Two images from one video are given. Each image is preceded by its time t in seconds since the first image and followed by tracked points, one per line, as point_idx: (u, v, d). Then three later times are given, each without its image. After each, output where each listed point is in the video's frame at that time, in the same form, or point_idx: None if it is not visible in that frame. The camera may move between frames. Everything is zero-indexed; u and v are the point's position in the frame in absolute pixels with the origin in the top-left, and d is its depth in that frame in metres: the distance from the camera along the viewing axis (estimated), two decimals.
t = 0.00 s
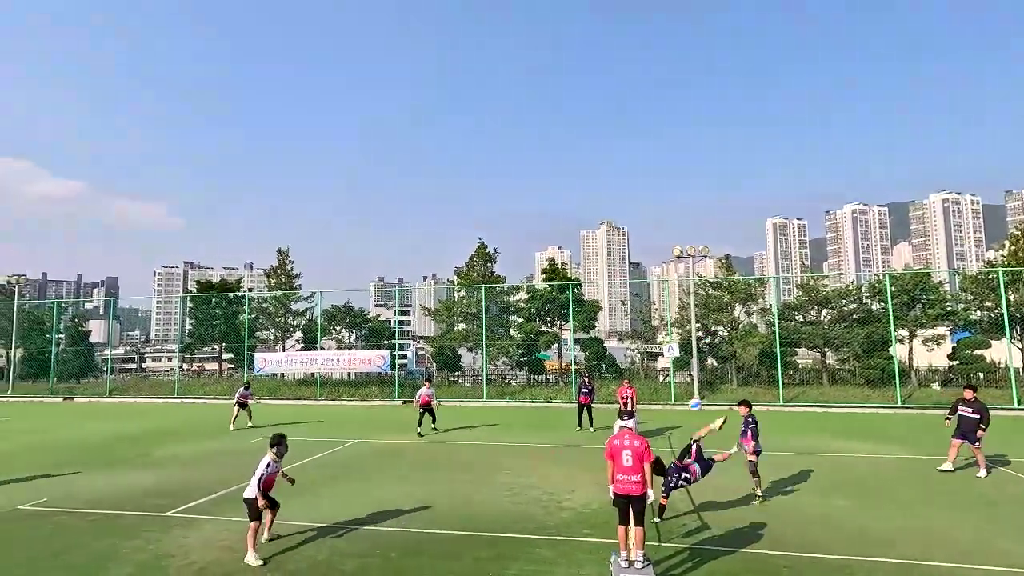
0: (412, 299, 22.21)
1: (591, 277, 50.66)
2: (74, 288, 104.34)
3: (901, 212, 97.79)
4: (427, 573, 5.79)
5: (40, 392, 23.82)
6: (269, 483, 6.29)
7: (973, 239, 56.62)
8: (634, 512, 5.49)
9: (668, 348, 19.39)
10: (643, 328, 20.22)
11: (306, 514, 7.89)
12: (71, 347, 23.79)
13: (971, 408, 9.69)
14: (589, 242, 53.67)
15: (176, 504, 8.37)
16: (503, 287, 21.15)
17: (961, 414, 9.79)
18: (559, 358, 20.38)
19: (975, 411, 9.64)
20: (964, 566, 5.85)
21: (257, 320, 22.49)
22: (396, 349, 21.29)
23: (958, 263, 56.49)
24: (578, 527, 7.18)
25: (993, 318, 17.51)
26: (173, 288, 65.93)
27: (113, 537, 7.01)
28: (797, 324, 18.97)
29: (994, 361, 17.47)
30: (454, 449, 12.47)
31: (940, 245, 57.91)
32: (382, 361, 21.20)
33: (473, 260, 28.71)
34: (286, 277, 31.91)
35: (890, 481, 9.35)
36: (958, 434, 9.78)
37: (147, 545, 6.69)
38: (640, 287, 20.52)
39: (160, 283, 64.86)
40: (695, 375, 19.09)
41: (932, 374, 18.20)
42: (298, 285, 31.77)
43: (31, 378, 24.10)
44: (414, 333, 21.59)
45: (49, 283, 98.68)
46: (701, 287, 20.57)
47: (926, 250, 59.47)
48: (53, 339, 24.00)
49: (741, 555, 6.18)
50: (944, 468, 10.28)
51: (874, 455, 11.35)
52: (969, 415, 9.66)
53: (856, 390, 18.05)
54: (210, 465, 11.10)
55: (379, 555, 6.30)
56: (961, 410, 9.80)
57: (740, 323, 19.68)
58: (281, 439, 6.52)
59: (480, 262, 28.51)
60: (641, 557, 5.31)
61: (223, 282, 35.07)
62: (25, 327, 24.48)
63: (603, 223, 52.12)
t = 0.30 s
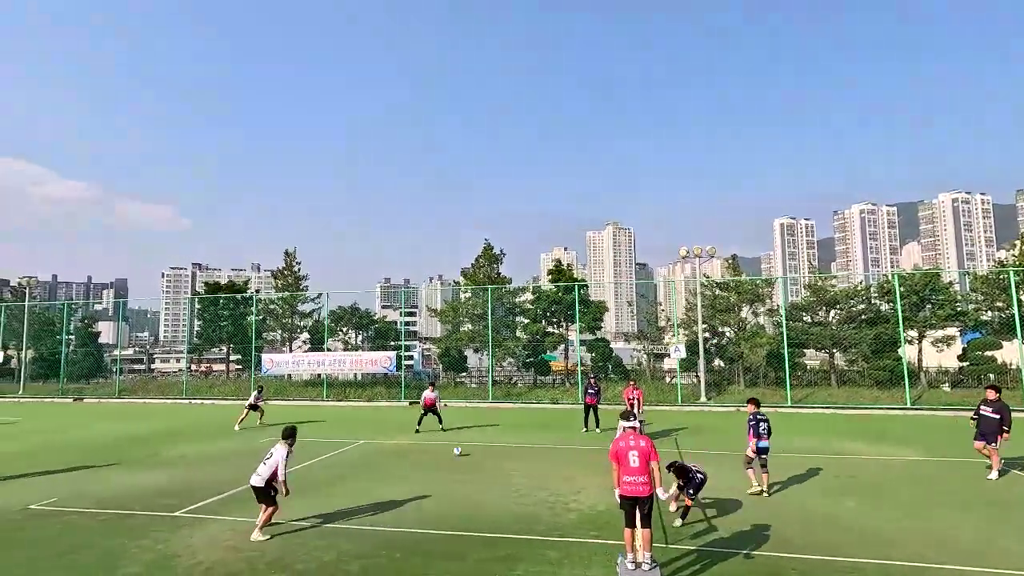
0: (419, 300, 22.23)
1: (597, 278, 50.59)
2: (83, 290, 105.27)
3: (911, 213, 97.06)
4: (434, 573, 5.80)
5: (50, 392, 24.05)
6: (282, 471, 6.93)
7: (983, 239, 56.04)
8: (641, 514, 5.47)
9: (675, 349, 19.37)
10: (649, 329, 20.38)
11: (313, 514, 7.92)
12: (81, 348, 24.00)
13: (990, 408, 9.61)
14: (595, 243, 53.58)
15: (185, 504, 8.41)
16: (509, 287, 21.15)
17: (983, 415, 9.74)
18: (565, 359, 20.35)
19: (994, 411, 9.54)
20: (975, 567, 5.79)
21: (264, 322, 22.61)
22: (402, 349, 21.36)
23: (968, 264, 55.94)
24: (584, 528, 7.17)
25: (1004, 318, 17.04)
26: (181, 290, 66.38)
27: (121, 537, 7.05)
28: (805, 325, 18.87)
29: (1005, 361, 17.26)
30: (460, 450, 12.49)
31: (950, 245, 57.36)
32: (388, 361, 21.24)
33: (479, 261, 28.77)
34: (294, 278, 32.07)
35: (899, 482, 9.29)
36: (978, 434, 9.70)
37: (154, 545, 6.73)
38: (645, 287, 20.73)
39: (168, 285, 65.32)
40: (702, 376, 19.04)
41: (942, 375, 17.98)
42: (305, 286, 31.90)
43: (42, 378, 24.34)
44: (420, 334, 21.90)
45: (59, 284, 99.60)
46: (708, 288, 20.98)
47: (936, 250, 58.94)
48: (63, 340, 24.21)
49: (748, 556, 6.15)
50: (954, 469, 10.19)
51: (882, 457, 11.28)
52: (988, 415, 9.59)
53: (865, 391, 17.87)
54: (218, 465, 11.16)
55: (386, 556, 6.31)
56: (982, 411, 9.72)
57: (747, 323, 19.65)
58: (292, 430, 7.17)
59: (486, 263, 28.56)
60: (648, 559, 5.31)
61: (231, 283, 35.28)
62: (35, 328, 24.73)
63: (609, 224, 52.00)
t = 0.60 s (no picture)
0: (422, 300, 22.13)
1: (600, 279, 50.59)
2: (87, 291, 105.75)
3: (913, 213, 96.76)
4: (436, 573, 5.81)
5: (55, 393, 24.17)
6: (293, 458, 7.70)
7: (988, 239, 55.80)
8: (643, 515, 5.46)
9: (679, 350, 19.35)
10: (652, 330, 20.17)
11: (316, 514, 7.94)
12: (85, 348, 24.09)
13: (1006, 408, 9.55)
14: (598, 243, 53.55)
15: (187, 505, 8.43)
16: (512, 288, 21.15)
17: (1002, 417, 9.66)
18: (568, 359, 20.35)
19: (1011, 412, 9.48)
20: (981, 567, 5.77)
21: (267, 322, 22.68)
22: (405, 350, 21.38)
23: (973, 264, 55.65)
24: (587, 528, 7.16)
25: (1009, 318, 17.13)
26: (185, 291, 66.63)
27: (125, 536, 7.06)
28: (809, 325, 18.81)
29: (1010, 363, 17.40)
30: (463, 450, 12.50)
31: (954, 245, 57.10)
32: (391, 362, 21.26)
33: (482, 262, 28.79)
34: (297, 279, 32.16)
35: (902, 483, 9.26)
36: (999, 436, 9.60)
37: (157, 545, 6.74)
38: (649, 288, 20.46)
39: (172, 285, 65.52)
40: (705, 376, 18.98)
41: (947, 376, 18.01)
42: (308, 287, 31.97)
43: (46, 379, 24.44)
44: (423, 334, 21.67)
45: (64, 286, 100.30)
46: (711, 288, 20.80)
47: (940, 250, 58.66)
48: (67, 340, 24.31)
49: (750, 556, 6.14)
50: (958, 470, 10.16)
51: (886, 457, 11.24)
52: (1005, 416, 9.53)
53: (869, 392, 17.87)
54: (221, 466, 11.18)
55: (388, 556, 6.31)
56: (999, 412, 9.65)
57: (751, 324, 19.52)
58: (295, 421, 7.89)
59: (489, 264, 28.59)
60: (651, 560, 5.28)
61: (234, 284, 35.37)
62: (40, 329, 24.85)
63: (612, 224, 51.91)
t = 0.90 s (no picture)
0: (421, 301, 22.08)
1: (599, 278, 50.60)
2: (85, 290, 105.61)
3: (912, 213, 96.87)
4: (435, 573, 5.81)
5: (53, 393, 24.12)
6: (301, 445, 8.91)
7: (986, 239, 55.89)
8: (641, 515, 5.47)
9: (677, 349, 19.32)
10: (651, 330, 20.17)
11: (316, 514, 7.95)
12: (83, 348, 24.05)
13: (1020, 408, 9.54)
14: (597, 243, 53.58)
15: (187, 505, 8.44)
16: (511, 287, 21.19)
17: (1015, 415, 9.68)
18: (567, 359, 20.35)
19: None
20: (982, 568, 5.78)
21: (266, 322, 22.64)
22: (404, 350, 21.37)
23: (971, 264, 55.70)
24: (588, 528, 7.17)
25: (1008, 318, 17.01)
26: (183, 291, 66.55)
27: (126, 536, 7.07)
28: (807, 325, 18.83)
29: (1008, 361, 17.55)
30: (462, 450, 12.52)
31: (952, 245, 57.16)
32: (390, 362, 21.26)
33: (481, 262, 28.80)
34: (295, 279, 32.15)
35: (900, 483, 9.28)
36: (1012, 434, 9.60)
37: (158, 545, 6.74)
38: (648, 288, 20.72)
39: (171, 285, 65.42)
40: (704, 376, 18.99)
41: (945, 375, 18.07)
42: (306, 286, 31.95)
43: (44, 379, 24.40)
44: (421, 334, 21.72)
45: (63, 285, 100.23)
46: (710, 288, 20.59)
47: (939, 250, 58.71)
48: (65, 340, 24.26)
49: (749, 556, 6.16)
50: (957, 470, 10.17)
51: (884, 457, 11.27)
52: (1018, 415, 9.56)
53: (866, 392, 17.88)
54: (221, 466, 11.18)
55: (388, 556, 6.30)
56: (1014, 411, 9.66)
57: (749, 324, 19.61)
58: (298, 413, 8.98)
59: (488, 263, 28.59)
60: (651, 560, 5.27)
61: (233, 284, 35.32)
62: (38, 329, 24.80)
63: (611, 224, 51.91)
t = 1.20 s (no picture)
0: (415, 300, 22.00)
1: (592, 278, 50.68)
2: (74, 289, 104.65)
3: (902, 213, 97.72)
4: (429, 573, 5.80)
5: (42, 393, 23.89)
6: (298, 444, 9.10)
7: (975, 239, 56.44)
8: (634, 514, 5.48)
9: (670, 348, 19.45)
10: (644, 329, 20.17)
11: (309, 514, 7.92)
12: (72, 348, 23.82)
13: None
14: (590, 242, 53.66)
15: (179, 505, 8.39)
16: (505, 287, 21.15)
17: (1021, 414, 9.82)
18: (560, 358, 20.35)
19: None
20: (973, 566, 5.83)
21: (258, 321, 22.51)
22: (397, 349, 21.31)
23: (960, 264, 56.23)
24: (581, 528, 7.18)
25: (995, 317, 17.44)
26: (174, 290, 66.05)
27: (117, 537, 7.02)
28: (798, 324, 18.89)
29: (996, 361, 17.20)
30: (456, 450, 12.51)
31: (941, 245, 57.69)
32: (383, 361, 21.21)
33: (475, 261, 28.73)
34: (288, 278, 31.99)
35: (891, 481, 9.36)
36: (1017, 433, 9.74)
37: (149, 545, 6.70)
38: (641, 288, 20.55)
39: (162, 284, 64.94)
40: (696, 375, 19.10)
41: (934, 374, 18.04)
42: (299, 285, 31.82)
43: (33, 379, 24.15)
44: (415, 334, 21.51)
45: (52, 284, 99.36)
46: (702, 287, 20.46)
47: (929, 250, 59.26)
48: (54, 340, 24.03)
49: (742, 554, 6.19)
50: (948, 468, 10.26)
51: (876, 455, 11.36)
52: None
53: (857, 391, 18.04)
54: (213, 466, 11.12)
55: (381, 556, 6.29)
56: None
57: (741, 323, 19.65)
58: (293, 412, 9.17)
59: (481, 262, 28.53)
60: (642, 558, 5.28)
61: (225, 283, 35.07)
62: (26, 329, 24.54)
63: (605, 223, 51.99)
